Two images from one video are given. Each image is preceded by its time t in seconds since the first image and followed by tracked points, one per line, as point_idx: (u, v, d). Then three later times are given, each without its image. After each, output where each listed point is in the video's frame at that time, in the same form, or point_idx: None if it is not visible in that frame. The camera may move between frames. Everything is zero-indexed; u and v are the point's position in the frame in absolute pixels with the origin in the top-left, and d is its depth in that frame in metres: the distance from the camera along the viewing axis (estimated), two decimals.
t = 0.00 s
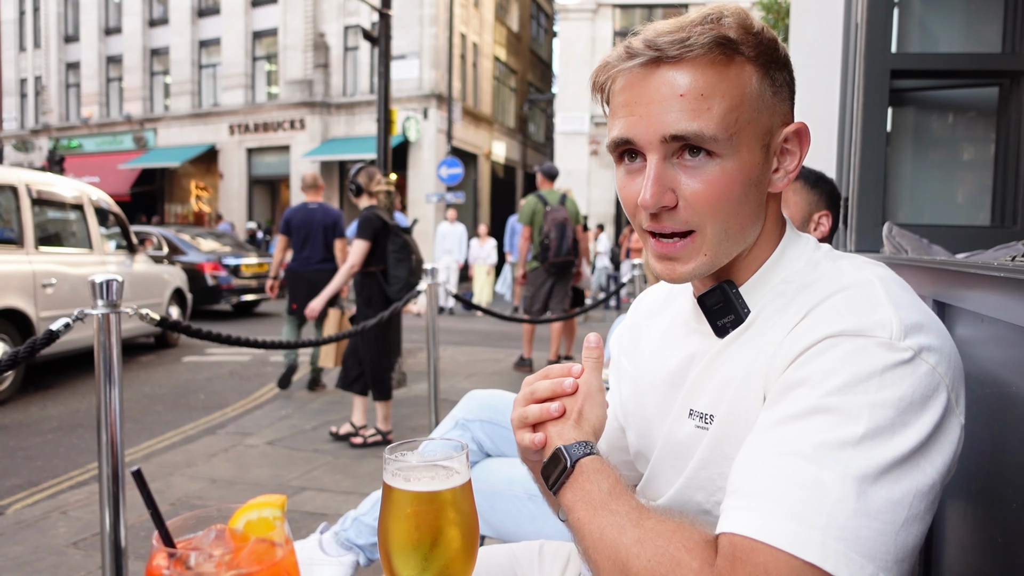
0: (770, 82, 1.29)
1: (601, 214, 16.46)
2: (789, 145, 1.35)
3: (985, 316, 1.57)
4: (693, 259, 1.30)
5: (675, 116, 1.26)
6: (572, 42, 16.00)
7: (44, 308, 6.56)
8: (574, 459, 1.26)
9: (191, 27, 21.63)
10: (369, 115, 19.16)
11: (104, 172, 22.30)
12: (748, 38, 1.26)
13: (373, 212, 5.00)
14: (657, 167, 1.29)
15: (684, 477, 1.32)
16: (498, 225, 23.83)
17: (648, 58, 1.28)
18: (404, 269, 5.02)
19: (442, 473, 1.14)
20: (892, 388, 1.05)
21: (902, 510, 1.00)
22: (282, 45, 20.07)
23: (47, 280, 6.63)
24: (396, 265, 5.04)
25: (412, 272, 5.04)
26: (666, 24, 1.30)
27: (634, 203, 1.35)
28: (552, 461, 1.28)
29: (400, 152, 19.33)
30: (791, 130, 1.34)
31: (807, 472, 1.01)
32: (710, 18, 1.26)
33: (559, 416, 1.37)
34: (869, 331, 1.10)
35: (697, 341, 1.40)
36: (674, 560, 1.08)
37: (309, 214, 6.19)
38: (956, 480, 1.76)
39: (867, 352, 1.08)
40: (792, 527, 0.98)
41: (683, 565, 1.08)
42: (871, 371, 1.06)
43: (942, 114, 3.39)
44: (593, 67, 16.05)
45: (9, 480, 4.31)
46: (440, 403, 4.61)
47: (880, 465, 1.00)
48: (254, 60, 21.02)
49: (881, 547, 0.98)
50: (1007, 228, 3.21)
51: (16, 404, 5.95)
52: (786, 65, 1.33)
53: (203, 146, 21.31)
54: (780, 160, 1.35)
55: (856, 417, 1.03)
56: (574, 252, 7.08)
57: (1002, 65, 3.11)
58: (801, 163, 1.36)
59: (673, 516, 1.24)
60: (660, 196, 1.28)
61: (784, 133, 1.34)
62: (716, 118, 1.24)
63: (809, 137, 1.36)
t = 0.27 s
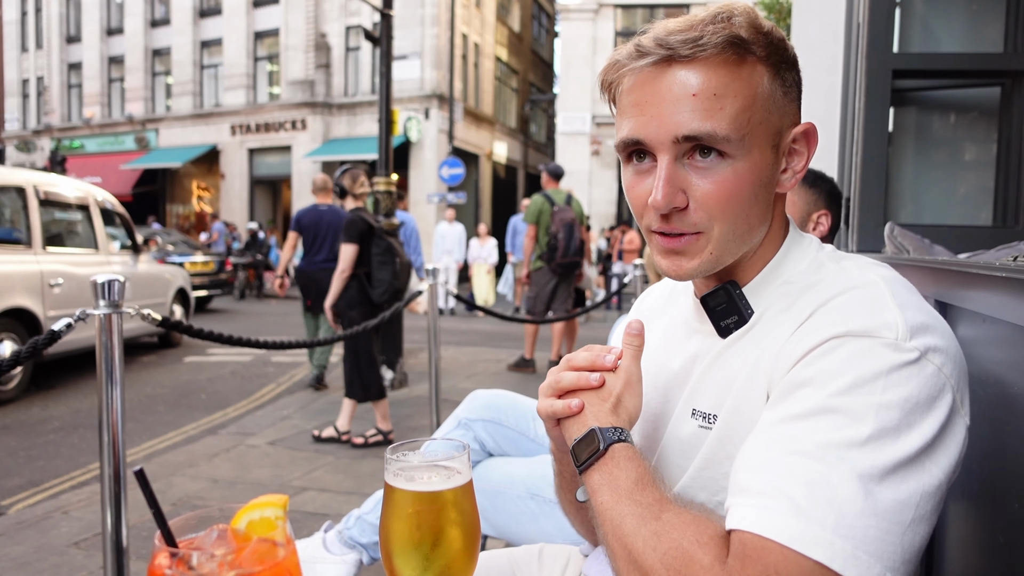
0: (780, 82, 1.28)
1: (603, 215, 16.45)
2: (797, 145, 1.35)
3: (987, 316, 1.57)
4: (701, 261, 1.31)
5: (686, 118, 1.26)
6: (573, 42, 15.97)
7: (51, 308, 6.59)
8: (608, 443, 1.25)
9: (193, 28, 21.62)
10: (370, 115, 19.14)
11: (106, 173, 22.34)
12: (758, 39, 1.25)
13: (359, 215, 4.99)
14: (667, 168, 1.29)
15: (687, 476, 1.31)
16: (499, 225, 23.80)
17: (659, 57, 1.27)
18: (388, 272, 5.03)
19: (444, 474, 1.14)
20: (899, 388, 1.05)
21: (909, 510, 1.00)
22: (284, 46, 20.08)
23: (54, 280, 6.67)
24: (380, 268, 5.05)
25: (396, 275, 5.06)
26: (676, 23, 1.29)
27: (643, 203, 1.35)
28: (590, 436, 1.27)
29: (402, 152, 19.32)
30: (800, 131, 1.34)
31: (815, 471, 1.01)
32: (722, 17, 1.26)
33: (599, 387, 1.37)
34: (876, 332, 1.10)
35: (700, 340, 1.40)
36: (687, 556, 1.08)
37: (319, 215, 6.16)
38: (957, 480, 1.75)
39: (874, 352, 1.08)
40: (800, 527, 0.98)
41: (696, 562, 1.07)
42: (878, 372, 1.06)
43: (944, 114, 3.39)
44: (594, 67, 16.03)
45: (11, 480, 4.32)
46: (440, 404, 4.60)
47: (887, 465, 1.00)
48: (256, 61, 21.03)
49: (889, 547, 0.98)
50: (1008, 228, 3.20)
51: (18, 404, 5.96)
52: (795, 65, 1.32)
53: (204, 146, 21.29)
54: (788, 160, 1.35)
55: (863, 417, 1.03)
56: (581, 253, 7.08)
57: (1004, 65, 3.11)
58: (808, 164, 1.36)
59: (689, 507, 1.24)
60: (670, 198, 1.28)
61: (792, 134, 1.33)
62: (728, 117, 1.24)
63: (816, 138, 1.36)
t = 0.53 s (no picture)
0: (787, 79, 1.28)
1: (604, 214, 16.45)
2: (802, 143, 1.34)
3: (990, 314, 1.57)
4: (706, 257, 1.31)
5: (693, 114, 1.26)
6: (574, 41, 15.95)
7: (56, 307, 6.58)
8: (616, 433, 1.26)
9: (194, 27, 21.62)
10: (371, 114, 19.14)
11: (108, 171, 22.37)
12: (767, 35, 1.25)
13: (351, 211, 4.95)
14: (674, 164, 1.29)
15: (690, 473, 1.31)
16: (500, 223, 23.79)
17: (667, 53, 1.27)
18: (377, 269, 4.97)
19: (446, 472, 1.15)
20: (903, 388, 1.05)
21: (912, 509, 1.00)
22: (285, 44, 20.08)
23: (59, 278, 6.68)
24: (369, 265, 4.99)
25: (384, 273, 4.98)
26: (684, 19, 1.29)
27: (649, 199, 1.35)
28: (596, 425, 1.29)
29: (403, 151, 19.32)
30: (807, 129, 1.34)
31: (818, 470, 1.01)
32: (729, 13, 1.26)
33: (608, 373, 1.37)
34: (880, 330, 1.10)
35: (703, 338, 1.40)
36: (693, 550, 1.08)
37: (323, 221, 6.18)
38: (959, 480, 1.75)
39: (877, 350, 1.08)
40: (801, 524, 0.98)
41: (701, 558, 1.07)
42: (882, 370, 1.05)
43: (946, 113, 3.38)
44: (596, 66, 16.03)
45: (13, 477, 4.33)
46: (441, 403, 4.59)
47: (890, 465, 1.00)
48: (257, 59, 21.03)
49: (891, 545, 0.98)
50: (1010, 227, 3.20)
51: (19, 402, 5.97)
52: (801, 63, 1.32)
53: (206, 145, 21.28)
54: (794, 158, 1.34)
55: (866, 415, 1.03)
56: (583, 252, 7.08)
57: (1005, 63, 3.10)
58: (814, 162, 1.36)
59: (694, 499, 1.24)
60: (677, 194, 1.28)
61: (799, 132, 1.33)
62: (735, 114, 1.24)
63: (822, 136, 1.36)
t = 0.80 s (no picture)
0: (788, 82, 1.29)
1: (599, 216, 16.46)
2: (801, 146, 1.35)
3: (981, 318, 1.58)
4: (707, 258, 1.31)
5: (696, 114, 1.26)
6: (569, 44, 15.97)
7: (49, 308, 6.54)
8: (599, 439, 1.26)
9: (189, 28, 21.58)
10: (366, 116, 19.12)
11: (101, 173, 22.30)
12: (769, 37, 1.26)
13: (339, 209, 5.07)
14: (677, 164, 1.29)
15: (684, 476, 1.31)
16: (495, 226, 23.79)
17: (670, 53, 1.27)
18: (361, 267, 4.98)
19: (439, 475, 1.14)
20: (898, 392, 1.05)
21: (905, 513, 1.00)
22: (280, 46, 20.06)
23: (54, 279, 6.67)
24: (354, 263, 5.00)
25: (369, 271, 4.99)
26: (688, 20, 1.30)
27: (650, 199, 1.35)
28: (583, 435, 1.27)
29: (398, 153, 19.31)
30: (806, 132, 1.34)
31: (814, 474, 1.01)
32: (733, 14, 1.26)
33: (584, 378, 1.38)
34: (874, 333, 1.10)
35: (699, 341, 1.40)
36: (683, 556, 1.08)
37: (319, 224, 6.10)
38: (951, 484, 1.76)
39: (872, 354, 1.08)
40: (797, 529, 0.98)
41: (692, 563, 1.07)
42: (875, 374, 1.06)
43: (939, 116, 3.40)
44: (591, 69, 16.06)
45: (4, 481, 4.30)
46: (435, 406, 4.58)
47: (886, 468, 1.00)
48: (251, 61, 21.00)
49: (884, 549, 0.98)
50: (1001, 230, 3.21)
51: (11, 405, 5.93)
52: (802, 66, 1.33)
53: (200, 147, 21.24)
54: (793, 160, 1.35)
55: (859, 420, 1.03)
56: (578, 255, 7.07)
57: (998, 67, 3.12)
58: (812, 165, 1.36)
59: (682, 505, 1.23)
60: (680, 194, 1.28)
61: (798, 135, 1.34)
62: (739, 115, 1.24)
63: (821, 139, 1.37)
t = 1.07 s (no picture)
0: (793, 79, 1.29)
1: (603, 216, 16.44)
2: (804, 144, 1.35)
3: (986, 317, 1.57)
4: (713, 254, 1.31)
5: (701, 112, 1.26)
6: (572, 43, 15.96)
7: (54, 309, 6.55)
8: (549, 478, 1.28)
9: (192, 29, 21.62)
10: (370, 116, 19.12)
11: (106, 173, 22.36)
12: (774, 35, 1.26)
13: (334, 207, 5.18)
14: (684, 160, 1.28)
15: (687, 476, 1.31)
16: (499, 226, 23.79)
17: (677, 48, 1.27)
18: (355, 261, 5.01)
19: (444, 475, 1.13)
20: (899, 389, 1.05)
21: (904, 511, 1.00)
22: (284, 46, 20.08)
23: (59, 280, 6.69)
24: (349, 258, 5.04)
25: (363, 265, 5.00)
26: (693, 17, 1.30)
27: (655, 196, 1.35)
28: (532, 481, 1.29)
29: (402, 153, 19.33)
30: (808, 130, 1.34)
31: (813, 472, 1.01)
32: (738, 12, 1.26)
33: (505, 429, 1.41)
34: (874, 331, 1.10)
35: (702, 340, 1.39)
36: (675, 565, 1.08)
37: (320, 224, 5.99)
38: (956, 484, 1.75)
39: (872, 351, 1.08)
40: (795, 528, 0.98)
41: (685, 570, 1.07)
42: (874, 372, 1.06)
43: (943, 115, 3.39)
44: (594, 68, 16.05)
45: (10, 481, 4.31)
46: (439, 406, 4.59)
47: (885, 466, 1.00)
48: (255, 61, 21.03)
49: (883, 547, 0.98)
50: (1006, 230, 3.20)
51: (16, 405, 5.95)
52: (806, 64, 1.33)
53: (204, 147, 21.28)
54: (796, 158, 1.35)
55: (858, 418, 1.03)
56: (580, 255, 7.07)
57: (1003, 66, 3.11)
58: (815, 162, 1.36)
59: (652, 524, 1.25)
60: (686, 190, 1.28)
61: (801, 133, 1.34)
62: (746, 111, 1.24)
63: (823, 137, 1.37)
